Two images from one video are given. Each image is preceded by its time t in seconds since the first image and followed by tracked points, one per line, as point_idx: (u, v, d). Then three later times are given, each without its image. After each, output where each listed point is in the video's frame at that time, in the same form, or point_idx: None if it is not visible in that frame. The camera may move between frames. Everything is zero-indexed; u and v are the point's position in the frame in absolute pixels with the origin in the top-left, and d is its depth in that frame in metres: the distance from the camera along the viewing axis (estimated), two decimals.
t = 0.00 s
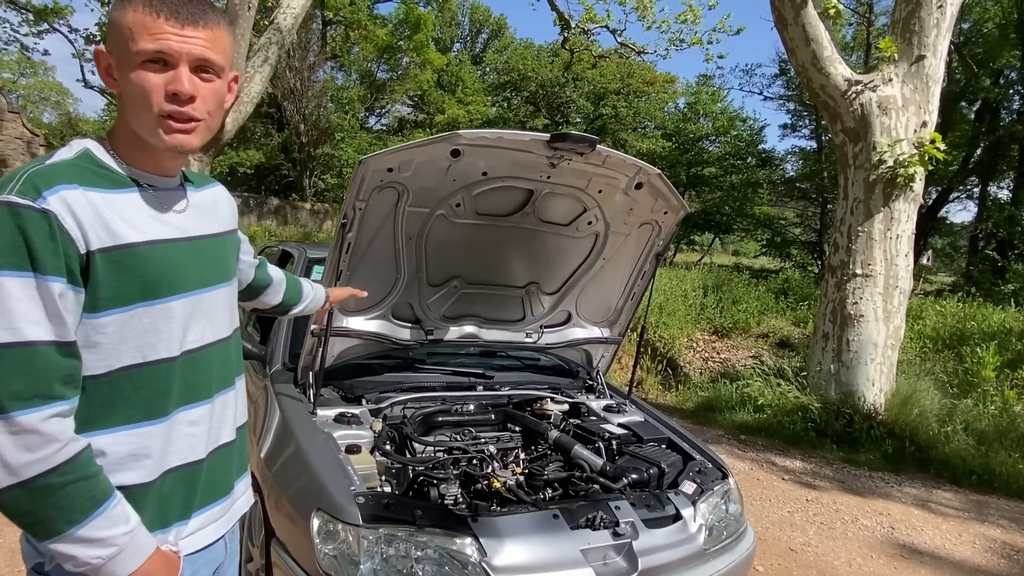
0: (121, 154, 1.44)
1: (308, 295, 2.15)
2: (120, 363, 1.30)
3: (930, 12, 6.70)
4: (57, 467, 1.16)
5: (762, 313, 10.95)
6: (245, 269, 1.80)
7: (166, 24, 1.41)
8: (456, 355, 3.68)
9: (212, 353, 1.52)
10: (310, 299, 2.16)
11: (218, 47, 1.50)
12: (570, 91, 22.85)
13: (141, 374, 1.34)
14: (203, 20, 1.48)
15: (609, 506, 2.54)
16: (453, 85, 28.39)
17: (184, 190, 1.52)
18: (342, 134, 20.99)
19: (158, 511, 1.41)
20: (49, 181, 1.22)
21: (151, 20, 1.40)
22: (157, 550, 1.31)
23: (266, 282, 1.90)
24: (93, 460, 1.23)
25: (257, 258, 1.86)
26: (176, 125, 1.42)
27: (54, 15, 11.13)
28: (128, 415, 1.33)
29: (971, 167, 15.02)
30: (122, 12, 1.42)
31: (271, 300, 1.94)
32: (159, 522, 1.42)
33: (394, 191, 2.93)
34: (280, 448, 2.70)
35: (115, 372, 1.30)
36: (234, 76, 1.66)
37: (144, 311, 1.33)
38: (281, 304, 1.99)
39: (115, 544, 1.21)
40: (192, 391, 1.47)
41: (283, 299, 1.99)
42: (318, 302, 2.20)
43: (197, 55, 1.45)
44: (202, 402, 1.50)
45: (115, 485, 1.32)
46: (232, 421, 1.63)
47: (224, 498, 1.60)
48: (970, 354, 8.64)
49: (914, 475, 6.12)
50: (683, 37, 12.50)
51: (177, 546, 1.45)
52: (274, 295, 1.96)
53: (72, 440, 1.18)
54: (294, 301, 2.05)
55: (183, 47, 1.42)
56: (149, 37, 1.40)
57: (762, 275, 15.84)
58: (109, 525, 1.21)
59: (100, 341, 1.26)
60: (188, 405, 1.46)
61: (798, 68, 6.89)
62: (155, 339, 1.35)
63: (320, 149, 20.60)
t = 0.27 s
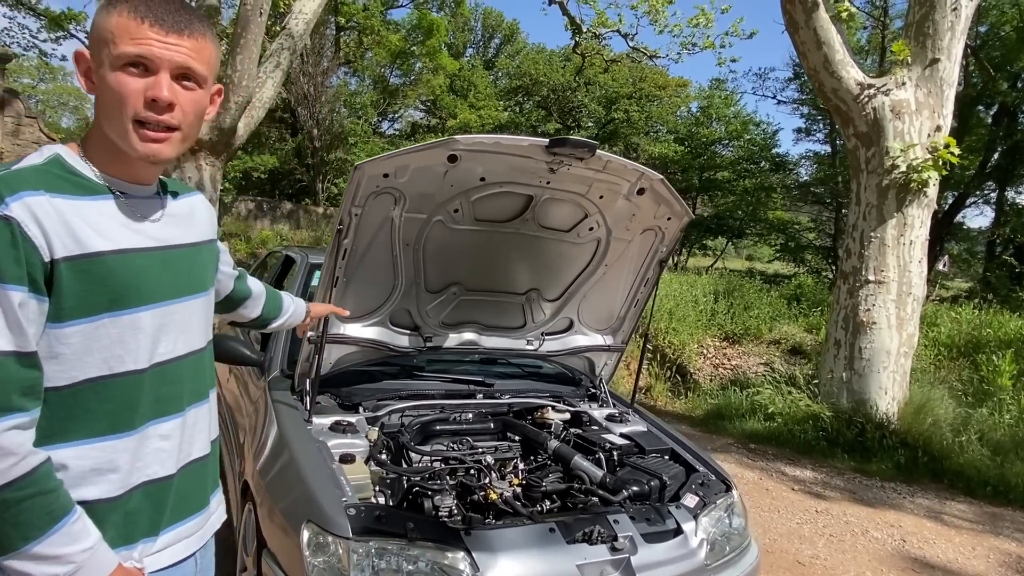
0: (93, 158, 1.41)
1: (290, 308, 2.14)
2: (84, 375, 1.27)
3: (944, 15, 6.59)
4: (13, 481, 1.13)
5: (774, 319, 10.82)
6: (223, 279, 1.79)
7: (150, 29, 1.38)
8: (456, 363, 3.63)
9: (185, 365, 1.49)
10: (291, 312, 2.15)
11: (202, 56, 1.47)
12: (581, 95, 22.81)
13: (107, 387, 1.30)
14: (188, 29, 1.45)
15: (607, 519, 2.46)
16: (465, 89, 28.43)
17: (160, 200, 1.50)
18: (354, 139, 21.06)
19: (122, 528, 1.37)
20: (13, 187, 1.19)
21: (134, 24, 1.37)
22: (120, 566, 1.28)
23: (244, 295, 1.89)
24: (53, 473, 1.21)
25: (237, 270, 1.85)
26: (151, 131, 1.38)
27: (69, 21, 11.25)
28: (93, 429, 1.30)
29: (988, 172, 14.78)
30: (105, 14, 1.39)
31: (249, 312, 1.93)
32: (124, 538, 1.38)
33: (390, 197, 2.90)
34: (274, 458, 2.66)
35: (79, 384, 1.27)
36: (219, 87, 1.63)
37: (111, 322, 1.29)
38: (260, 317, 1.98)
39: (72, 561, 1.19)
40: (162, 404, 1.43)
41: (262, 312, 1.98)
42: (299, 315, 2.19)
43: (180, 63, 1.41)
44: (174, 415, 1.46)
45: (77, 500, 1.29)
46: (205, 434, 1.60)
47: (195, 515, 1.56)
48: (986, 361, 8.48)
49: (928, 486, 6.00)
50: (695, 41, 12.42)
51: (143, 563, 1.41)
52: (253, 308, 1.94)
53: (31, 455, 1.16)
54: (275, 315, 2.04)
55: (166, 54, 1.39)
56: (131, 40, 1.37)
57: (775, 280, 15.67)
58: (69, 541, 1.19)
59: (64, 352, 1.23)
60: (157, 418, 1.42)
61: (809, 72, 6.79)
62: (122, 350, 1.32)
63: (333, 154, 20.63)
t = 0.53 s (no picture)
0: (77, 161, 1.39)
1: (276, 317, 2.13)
2: (60, 377, 1.25)
3: (959, 16, 6.49)
4: None
5: (786, 324, 10.71)
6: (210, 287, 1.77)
7: (133, 32, 1.37)
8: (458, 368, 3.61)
9: (164, 371, 1.47)
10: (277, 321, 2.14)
11: (185, 59, 1.46)
12: (593, 99, 22.78)
13: (83, 390, 1.28)
14: (171, 31, 1.44)
15: (607, 528, 2.41)
16: (477, 93, 28.46)
17: (144, 203, 1.48)
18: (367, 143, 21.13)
19: (96, 533, 1.35)
20: None
21: (117, 27, 1.36)
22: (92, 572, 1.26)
23: (231, 304, 1.87)
24: (28, 476, 1.18)
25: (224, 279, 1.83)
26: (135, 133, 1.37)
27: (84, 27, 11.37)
28: (66, 432, 1.27)
29: (1005, 176, 14.53)
30: (88, 17, 1.38)
31: (235, 321, 1.91)
32: (98, 543, 1.36)
33: (388, 200, 2.89)
34: (270, 463, 2.64)
35: (55, 386, 1.25)
36: (201, 90, 1.61)
37: (89, 324, 1.28)
38: (246, 326, 1.96)
39: (43, 566, 1.17)
40: (140, 408, 1.41)
41: (248, 321, 1.97)
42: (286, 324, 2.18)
43: (163, 65, 1.40)
44: (152, 420, 1.44)
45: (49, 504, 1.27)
46: (187, 439, 1.57)
47: (175, 521, 1.53)
48: (1003, 368, 8.32)
49: (941, 495, 5.89)
50: (707, 44, 12.34)
51: (116, 570, 1.38)
52: (239, 316, 1.93)
53: (5, 457, 1.13)
54: (261, 323, 2.03)
55: (149, 56, 1.38)
56: (115, 43, 1.36)
57: (788, 285, 15.53)
58: (41, 545, 1.17)
59: (40, 353, 1.21)
60: (134, 423, 1.40)
61: (821, 74, 6.71)
62: (98, 353, 1.29)
63: (346, 158, 20.58)
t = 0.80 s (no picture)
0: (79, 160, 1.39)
1: (279, 326, 2.10)
2: (56, 369, 1.25)
3: (973, 16, 6.41)
4: None
5: (797, 328, 10.61)
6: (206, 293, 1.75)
7: (125, 27, 1.37)
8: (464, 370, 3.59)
9: (161, 367, 1.46)
10: (279, 329, 2.11)
11: (178, 51, 1.46)
12: (603, 101, 22.73)
13: (79, 382, 1.28)
14: (163, 25, 1.44)
15: (611, 531, 2.38)
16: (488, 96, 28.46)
17: (145, 201, 1.47)
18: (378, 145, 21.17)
19: (90, 526, 1.34)
20: None
21: (109, 23, 1.37)
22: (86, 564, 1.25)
23: (224, 312, 1.85)
24: (24, 466, 1.18)
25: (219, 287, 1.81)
26: (132, 126, 1.36)
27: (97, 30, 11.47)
28: (62, 423, 1.27)
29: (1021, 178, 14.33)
30: (81, 15, 1.38)
31: (229, 330, 1.89)
32: (91, 537, 1.35)
33: (393, 200, 2.88)
34: (274, 464, 2.63)
35: (52, 377, 1.25)
36: (196, 85, 1.61)
37: (87, 317, 1.27)
38: (241, 335, 1.93)
39: (38, 556, 1.16)
40: (135, 403, 1.40)
41: (243, 330, 1.94)
42: (290, 332, 2.15)
43: (156, 58, 1.40)
44: (148, 415, 1.43)
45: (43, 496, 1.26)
46: (184, 436, 1.56)
47: (171, 519, 1.51)
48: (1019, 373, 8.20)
49: (955, 501, 5.81)
50: (718, 46, 12.29)
51: (109, 565, 1.37)
52: (234, 324, 1.90)
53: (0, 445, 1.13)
54: (258, 332, 1.99)
55: (142, 49, 1.37)
56: (108, 39, 1.36)
57: (799, 288, 15.42)
58: (35, 535, 1.16)
59: (37, 345, 1.22)
60: (129, 417, 1.39)
61: (833, 75, 6.64)
62: (95, 346, 1.29)
63: (357, 160, 20.66)
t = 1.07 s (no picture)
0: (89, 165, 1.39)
1: (295, 364, 2.03)
2: (64, 368, 1.26)
3: (986, 17, 6.36)
4: None
5: (807, 331, 10.56)
6: (214, 313, 1.72)
7: (144, 36, 1.39)
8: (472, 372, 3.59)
9: (170, 370, 1.46)
10: (296, 368, 2.04)
11: (195, 65, 1.47)
12: (612, 103, 22.70)
13: (87, 382, 1.29)
14: (183, 39, 1.46)
15: (619, 536, 2.37)
16: (496, 98, 28.47)
17: (155, 208, 1.47)
18: (386, 147, 21.21)
19: (99, 524, 1.35)
20: (4, 181, 1.19)
21: (130, 32, 1.39)
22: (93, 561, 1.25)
23: (229, 336, 1.81)
24: (34, 462, 1.19)
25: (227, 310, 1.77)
26: (140, 134, 1.37)
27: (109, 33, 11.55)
28: (70, 423, 1.28)
29: None
30: (105, 25, 1.41)
31: (232, 357, 1.84)
32: (97, 536, 1.36)
33: (401, 203, 2.89)
34: (283, 467, 2.64)
35: (61, 376, 1.26)
36: (212, 99, 1.61)
37: (94, 317, 1.28)
38: (245, 365, 1.88)
39: (45, 551, 1.16)
40: (143, 404, 1.40)
41: (250, 360, 1.88)
42: (307, 371, 2.07)
43: (172, 68, 1.41)
44: (156, 417, 1.43)
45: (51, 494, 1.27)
46: (193, 438, 1.57)
47: (181, 521, 1.52)
48: None
49: (966, 506, 5.76)
50: (727, 48, 12.26)
51: (115, 563, 1.38)
52: (239, 353, 1.85)
53: (11, 441, 1.14)
54: (266, 365, 1.93)
55: (157, 58, 1.39)
56: (127, 47, 1.38)
57: (809, 291, 15.34)
58: (43, 530, 1.16)
59: (45, 344, 1.23)
60: (138, 419, 1.39)
61: (843, 77, 6.60)
62: (101, 346, 1.30)
63: (365, 162, 20.73)
